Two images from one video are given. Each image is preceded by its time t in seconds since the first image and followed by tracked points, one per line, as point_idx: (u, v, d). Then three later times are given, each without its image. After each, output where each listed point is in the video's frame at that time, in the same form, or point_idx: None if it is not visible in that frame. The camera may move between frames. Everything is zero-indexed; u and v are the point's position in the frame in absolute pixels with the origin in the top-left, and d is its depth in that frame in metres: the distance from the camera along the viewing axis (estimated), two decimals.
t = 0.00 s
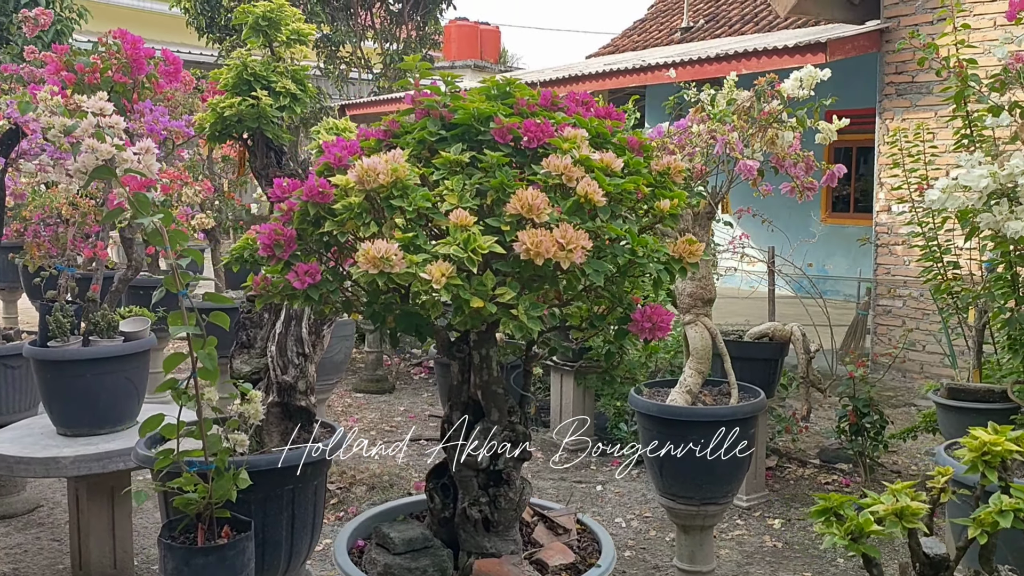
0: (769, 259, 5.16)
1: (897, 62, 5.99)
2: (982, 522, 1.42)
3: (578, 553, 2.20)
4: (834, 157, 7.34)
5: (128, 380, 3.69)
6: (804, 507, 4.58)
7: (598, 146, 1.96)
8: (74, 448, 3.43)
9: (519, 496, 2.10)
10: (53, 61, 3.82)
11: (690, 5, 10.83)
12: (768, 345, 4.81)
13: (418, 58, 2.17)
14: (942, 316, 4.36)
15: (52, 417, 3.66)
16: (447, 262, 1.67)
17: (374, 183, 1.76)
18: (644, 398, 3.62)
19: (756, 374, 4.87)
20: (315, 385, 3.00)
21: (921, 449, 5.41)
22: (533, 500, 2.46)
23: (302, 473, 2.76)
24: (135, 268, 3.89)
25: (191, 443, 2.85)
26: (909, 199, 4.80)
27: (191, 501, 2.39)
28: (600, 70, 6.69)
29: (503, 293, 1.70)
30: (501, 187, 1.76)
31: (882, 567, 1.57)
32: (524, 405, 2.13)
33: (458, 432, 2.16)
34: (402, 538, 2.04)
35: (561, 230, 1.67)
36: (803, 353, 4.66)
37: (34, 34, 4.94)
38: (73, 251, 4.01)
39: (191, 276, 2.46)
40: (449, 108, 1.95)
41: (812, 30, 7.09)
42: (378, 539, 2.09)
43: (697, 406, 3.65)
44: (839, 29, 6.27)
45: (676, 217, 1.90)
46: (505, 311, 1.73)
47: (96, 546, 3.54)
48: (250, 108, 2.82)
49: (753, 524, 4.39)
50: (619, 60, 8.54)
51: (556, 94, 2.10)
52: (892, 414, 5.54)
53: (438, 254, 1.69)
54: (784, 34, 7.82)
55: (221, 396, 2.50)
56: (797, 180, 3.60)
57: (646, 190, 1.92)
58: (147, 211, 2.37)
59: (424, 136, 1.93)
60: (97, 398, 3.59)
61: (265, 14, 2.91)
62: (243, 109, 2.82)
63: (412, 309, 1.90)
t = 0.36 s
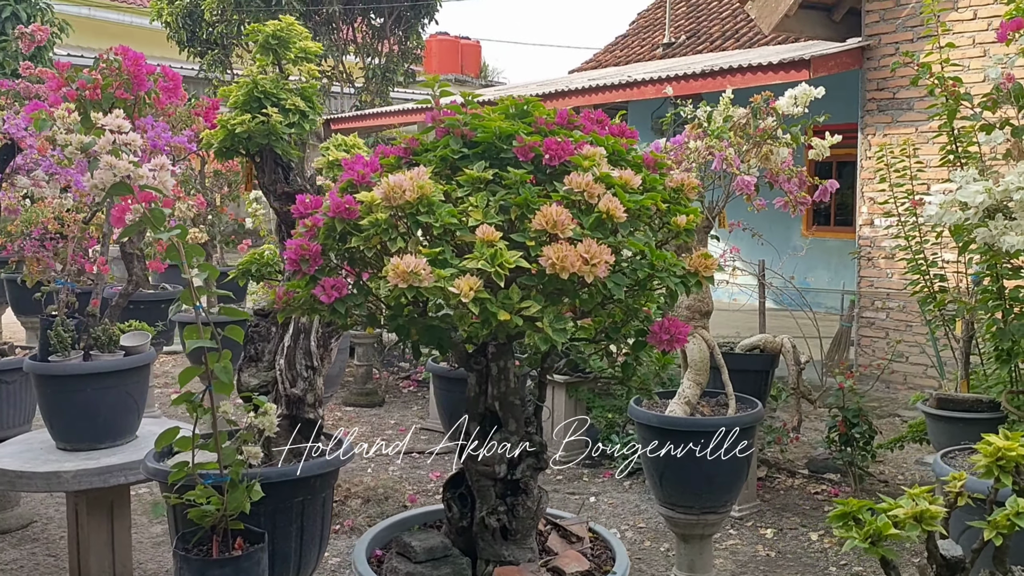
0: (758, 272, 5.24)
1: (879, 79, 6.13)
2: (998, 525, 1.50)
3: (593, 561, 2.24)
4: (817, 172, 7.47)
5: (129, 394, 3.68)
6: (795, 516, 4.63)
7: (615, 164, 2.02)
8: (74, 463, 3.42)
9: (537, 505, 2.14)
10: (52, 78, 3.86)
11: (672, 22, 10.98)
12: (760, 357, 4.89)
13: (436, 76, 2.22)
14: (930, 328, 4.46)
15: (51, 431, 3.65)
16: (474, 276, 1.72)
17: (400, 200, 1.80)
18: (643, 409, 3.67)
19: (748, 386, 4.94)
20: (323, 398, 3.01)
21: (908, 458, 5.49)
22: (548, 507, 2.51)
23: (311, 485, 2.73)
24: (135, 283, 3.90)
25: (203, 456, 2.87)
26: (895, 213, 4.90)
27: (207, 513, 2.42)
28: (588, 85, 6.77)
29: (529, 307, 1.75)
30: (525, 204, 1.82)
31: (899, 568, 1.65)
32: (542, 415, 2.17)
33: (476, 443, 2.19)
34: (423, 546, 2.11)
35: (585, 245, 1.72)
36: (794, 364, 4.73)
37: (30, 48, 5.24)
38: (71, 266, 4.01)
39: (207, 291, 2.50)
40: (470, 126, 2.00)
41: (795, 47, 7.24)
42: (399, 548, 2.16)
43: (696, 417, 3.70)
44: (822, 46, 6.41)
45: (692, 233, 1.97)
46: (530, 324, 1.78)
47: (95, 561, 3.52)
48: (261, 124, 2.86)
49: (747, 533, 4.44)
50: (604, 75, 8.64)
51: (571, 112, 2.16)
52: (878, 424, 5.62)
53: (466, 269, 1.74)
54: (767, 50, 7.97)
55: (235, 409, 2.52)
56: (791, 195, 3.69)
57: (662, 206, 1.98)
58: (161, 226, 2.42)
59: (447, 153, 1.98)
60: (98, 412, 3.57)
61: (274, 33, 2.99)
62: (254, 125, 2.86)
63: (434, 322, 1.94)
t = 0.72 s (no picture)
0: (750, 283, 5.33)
1: (864, 93, 6.24)
2: (997, 522, 1.61)
3: (599, 564, 2.29)
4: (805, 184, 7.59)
5: (130, 405, 3.69)
6: (787, 524, 4.68)
7: (621, 177, 2.09)
8: (74, 474, 3.42)
9: (545, 509, 2.18)
10: (57, 91, 3.89)
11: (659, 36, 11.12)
12: (752, 366, 4.96)
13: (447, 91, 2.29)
14: (919, 337, 4.55)
15: (52, 443, 3.66)
16: (489, 286, 1.77)
17: (416, 212, 1.86)
18: (640, 417, 3.72)
19: (740, 396, 5.01)
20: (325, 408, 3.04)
21: (896, 467, 5.57)
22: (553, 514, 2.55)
23: (317, 493, 2.76)
24: (136, 295, 3.93)
25: (209, 465, 2.90)
26: (884, 225, 5.00)
27: (217, 520, 2.45)
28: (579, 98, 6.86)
29: (541, 315, 1.81)
30: (538, 215, 1.88)
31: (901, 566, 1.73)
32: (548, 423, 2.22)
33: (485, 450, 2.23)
34: (435, 550, 2.19)
35: (597, 255, 1.78)
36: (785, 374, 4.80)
37: (27, 61, 5.73)
38: (72, 277, 4.03)
39: (218, 301, 2.56)
40: (482, 140, 2.06)
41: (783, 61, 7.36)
42: (411, 552, 2.22)
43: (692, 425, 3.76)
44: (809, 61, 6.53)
45: (696, 244, 2.03)
46: (542, 332, 1.83)
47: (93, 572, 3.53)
48: (268, 138, 2.91)
49: (740, 541, 4.50)
50: (594, 88, 8.74)
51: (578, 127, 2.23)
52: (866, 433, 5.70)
53: (481, 278, 1.79)
54: (755, 65, 8.09)
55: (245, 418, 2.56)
56: (783, 207, 3.77)
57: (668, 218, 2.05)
58: (174, 237, 2.46)
59: (460, 166, 2.04)
60: (98, 423, 3.58)
61: (281, 48, 3.05)
62: (261, 139, 2.91)
63: (445, 330, 1.99)
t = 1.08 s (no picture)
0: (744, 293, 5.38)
1: (855, 105, 6.32)
2: (989, 523, 1.66)
3: (599, 568, 2.33)
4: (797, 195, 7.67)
5: (131, 414, 3.71)
6: (782, 532, 4.72)
7: (621, 189, 2.13)
8: (75, 483, 3.44)
9: (547, 514, 2.22)
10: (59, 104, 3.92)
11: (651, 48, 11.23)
12: (747, 375, 5.01)
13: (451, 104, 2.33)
14: (910, 346, 4.61)
15: (53, 451, 3.68)
16: (494, 294, 1.81)
17: (422, 222, 1.90)
18: (637, 425, 3.76)
19: (735, 405, 5.05)
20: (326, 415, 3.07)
21: (888, 475, 5.62)
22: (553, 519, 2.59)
23: (319, 500, 2.79)
24: (136, 305, 3.96)
25: (213, 472, 2.93)
26: (876, 235, 5.05)
27: (223, 526, 2.48)
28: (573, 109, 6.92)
29: (545, 323, 1.85)
30: (541, 225, 1.92)
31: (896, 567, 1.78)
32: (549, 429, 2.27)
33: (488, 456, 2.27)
34: (439, 554, 2.24)
35: (599, 264, 1.82)
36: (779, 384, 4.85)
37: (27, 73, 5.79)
38: (72, 288, 4.05)
39: (224, 310, 2.59)
40: (486, 152, 2.11)
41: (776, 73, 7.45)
42: (414, 555, 2.28)
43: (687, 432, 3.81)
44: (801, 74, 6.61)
45: (695, 253, 2.08)
46: (546, 339, 1.87)
47: None
48: (271, 150, 2.95)
49: (735, 549, 4.53)
50: (588, 100, 8.82)
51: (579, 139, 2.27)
52: (859, 442, 5.75)
53: (487, 286, 1.83)
54: (748, 77, 8.19)
55: (250, 424, 2.61)
56: (778, 218, 3.82)
57: (668, 229, 2.09)
58: (179, 247, 2.49)
59: (465, 177, 2.09)
60: (99, 432, 3.60)
61: (284, 62, 3.09)
62: (264, 150, 2.95)
63: (449, 338, 2.03)
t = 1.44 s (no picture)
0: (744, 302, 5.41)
1: (854, 116, 6.37)
2: (986, 530, 1.68)
3: None
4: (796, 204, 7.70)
5: (135, 425, 3.73)
6: (782, 541, 4.74)
7: (623, 201, 2.16)
8: (79, 493, 3.46)
9: (550, 522, 2.24)
10: (65, 116, 3.96)
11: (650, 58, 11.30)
12: (747, 385, 5.03)
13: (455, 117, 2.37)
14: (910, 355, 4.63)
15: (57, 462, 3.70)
16: (497, 305, 1.84)
17: (426, 234, 1.93)
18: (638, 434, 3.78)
19: (735, 414, 5.07)
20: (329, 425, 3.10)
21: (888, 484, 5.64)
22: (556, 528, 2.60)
23: (323, 510, 2.80)
24: (140, 316, 3.98)
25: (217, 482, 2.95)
26: (875, 245, 5.07)
27: (228, 535, 2.49)
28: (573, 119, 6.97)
29: (548, 333, 1.88)
30: (544, 237, 1.95)
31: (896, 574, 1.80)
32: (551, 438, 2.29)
33: (491, 464, 2.30)
34: (443, 562, 2.25)
35: (602, 275, 1.85)
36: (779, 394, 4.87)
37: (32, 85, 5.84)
38: (76, 299, 4.08)
39: (229, 321, 2.62)
40: (489, 165, 2.14)
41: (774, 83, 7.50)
42: (419, 564, 2.30)
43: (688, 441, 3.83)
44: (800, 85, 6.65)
45: (696, 264, 2.11)
46: (549, 349, 1.89)
47: None
48: (276, 162, 2.98)
49: (736, 558, 4.55)
50: (588, 110, 8.88)
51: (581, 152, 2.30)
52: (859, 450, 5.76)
53: (490, 297, 1.86)
54: (747, 87, 8.24)
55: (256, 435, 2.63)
56: (777, 228, 3.85)
57: (669, 241, 2.12)
58: (185, 258, 2.52)
59: (469, 190, 2.12)
60: (104, 443, 3.61)
61: (289, 75, 3.13)
62: (269, 163, 2.98)
63: (453, 348, 2.05)
